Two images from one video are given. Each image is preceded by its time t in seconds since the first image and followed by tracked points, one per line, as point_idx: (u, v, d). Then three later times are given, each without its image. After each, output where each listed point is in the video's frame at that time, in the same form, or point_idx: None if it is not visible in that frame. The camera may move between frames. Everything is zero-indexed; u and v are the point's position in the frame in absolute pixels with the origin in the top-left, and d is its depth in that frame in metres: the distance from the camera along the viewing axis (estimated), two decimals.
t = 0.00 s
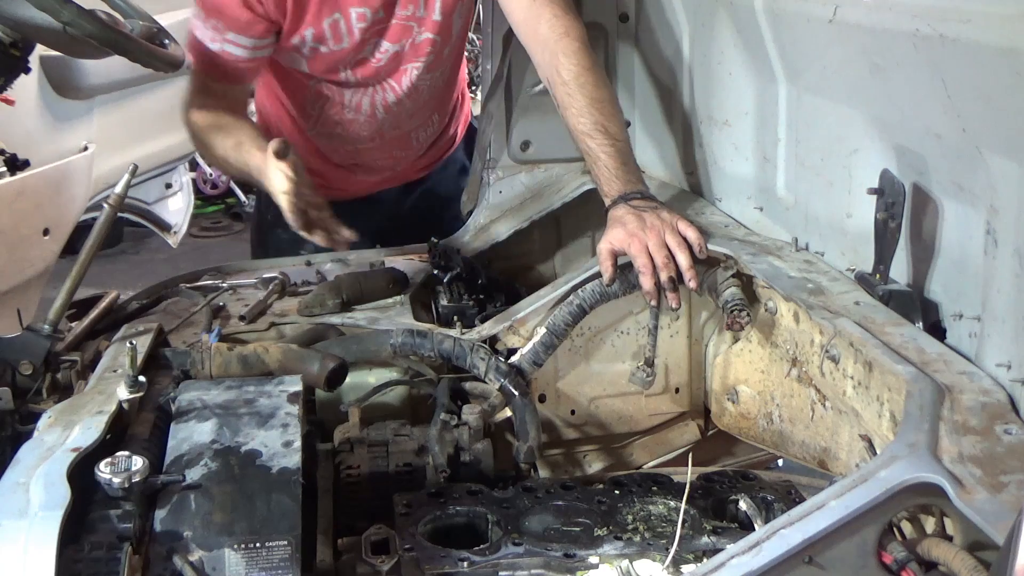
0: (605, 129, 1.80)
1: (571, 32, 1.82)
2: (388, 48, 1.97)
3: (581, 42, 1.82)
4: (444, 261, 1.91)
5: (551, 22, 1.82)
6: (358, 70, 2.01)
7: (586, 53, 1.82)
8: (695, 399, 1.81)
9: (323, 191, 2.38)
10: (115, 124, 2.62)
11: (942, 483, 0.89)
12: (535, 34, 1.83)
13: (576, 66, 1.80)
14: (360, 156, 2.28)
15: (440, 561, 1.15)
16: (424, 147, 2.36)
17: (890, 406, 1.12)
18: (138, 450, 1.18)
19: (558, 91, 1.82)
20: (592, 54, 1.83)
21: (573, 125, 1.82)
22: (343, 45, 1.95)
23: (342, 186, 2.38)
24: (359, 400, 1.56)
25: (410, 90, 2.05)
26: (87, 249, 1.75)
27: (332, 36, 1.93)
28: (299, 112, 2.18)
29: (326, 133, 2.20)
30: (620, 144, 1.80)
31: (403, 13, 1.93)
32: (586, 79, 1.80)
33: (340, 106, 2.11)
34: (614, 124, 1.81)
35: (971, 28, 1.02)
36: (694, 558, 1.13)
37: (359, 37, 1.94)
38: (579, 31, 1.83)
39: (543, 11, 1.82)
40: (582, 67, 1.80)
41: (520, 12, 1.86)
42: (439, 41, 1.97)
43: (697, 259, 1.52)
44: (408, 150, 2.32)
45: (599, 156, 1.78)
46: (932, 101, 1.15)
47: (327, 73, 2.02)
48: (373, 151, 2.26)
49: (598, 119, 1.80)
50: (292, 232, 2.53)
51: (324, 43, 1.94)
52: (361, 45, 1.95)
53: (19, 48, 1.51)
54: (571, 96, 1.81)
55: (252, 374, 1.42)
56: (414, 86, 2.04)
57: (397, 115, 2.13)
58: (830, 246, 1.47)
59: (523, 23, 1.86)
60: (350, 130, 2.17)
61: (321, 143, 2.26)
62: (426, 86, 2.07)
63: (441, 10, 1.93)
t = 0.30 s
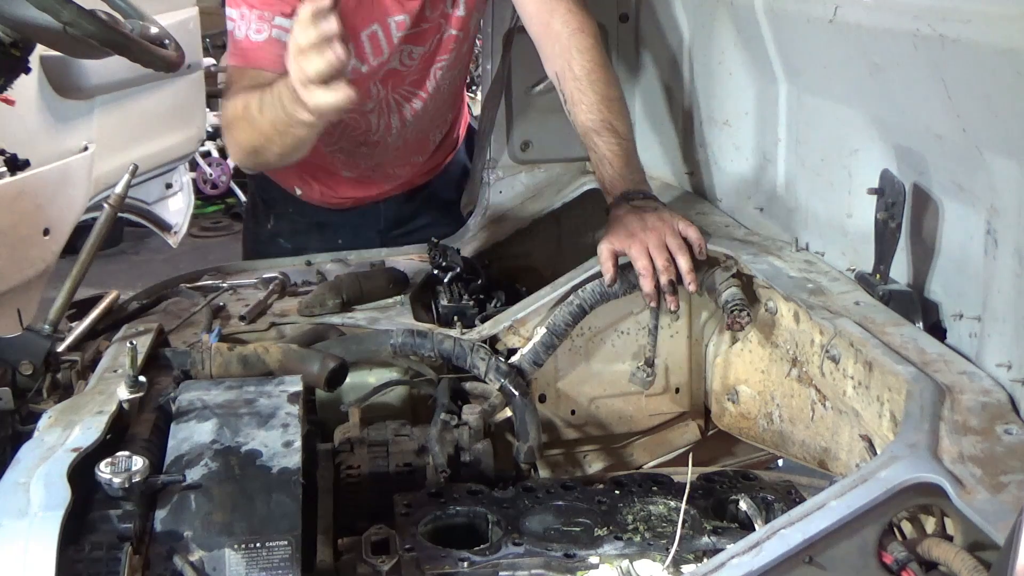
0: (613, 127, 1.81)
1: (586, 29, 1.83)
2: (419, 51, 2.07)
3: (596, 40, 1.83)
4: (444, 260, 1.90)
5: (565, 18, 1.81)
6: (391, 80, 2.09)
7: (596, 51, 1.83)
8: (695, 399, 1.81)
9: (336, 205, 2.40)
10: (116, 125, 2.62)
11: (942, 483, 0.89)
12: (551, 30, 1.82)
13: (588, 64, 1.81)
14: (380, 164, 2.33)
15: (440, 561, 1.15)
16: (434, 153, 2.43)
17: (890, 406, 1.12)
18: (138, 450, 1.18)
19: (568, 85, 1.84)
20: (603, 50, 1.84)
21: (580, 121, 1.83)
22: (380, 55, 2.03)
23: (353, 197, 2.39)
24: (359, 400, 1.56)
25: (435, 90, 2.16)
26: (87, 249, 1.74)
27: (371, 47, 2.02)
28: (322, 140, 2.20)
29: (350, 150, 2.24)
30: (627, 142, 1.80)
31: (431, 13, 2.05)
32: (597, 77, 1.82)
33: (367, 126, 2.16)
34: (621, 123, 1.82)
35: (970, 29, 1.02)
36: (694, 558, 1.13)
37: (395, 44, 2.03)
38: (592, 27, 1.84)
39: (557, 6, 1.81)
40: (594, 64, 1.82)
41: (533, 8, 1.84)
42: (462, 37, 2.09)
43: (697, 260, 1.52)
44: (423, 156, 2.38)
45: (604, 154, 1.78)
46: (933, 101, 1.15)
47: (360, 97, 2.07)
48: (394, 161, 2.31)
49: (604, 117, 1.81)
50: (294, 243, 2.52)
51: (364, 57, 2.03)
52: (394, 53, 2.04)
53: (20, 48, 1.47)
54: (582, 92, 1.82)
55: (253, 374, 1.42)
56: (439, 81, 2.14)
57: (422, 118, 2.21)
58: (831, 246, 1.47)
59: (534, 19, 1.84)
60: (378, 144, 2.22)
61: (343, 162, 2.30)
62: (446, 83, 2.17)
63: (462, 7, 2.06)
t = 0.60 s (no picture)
0: (615, 128, 1.81)
1: (589, 31, 1.85)
2: (437, 56, 2.01)
3: (597, 41, 1.85)
4: (444, 260, 1.89)
5: (568, 19, 1.83)
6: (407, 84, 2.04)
7: (600, 54, 1.85)
8: (696, 399, 1.81)
9: (334, 215, 2.41)
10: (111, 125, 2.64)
11: (942, 483, 0.89)
12: (554, 35, 1.84)
13: (591, 67, 1.83)
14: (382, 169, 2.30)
15: (440, 561, 1.15)
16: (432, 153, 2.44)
17: (890, 406, 1.12)
18: (138, 450, 1.18)
19: (570, 86, 1.85)
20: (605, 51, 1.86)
21: (583, 121, 1.83)
22: (397, 61, 1.95)
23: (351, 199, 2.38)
24: (359, 400, 1.56)
25: (450, 93, 2.12)
26: (87, 250, 1.74)
27: (390, 56, 1.93)
28: (326, 142, 2.16)
29: (353, 153, 2.20)
30: (628, 144, 1.79)
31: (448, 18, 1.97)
32: (602, 79, 1.83)
33: (374, 127, 2.12)
34: (622, 124, 1.82)
35: (971, 29, 1.02)
36: (694, 558, 1.13)
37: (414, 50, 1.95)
38: (596, 28, 1.86)
39: (561, 6, 1.83)
40: (599, 66, 1.84)
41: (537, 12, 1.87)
42: (481, 38, 2.02)
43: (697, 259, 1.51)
44: (423, 158, 2.39)
45: (606, 154, 1.77)
46: (933, 101, 1.15)
47: (372, 96, 2.03)
48: (398, 164, 2.30)
49: (605, 119, 1.82)
50: (293, 247, 2.49)
51: (381, 64, 1.95)
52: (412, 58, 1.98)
53: (20, 47, 1.47)
54: (585, 92, 1.83)
55: (253, 374, 1.42)
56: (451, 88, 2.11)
57: (432, 122, 2.19)
58: (831, 246, 1.47)
59: (538, 21, 1.87)
60: (384, 148, 2.19)
61: (346, 168, 2.26)
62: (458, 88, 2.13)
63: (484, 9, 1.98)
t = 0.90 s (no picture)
0: (608, 130, 1.81)
1: (575, 37, 1.86)
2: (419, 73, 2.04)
3: (582, 46, 1.86)
4: (444, 260, 1.88)
5: (553, 27, 1.86)
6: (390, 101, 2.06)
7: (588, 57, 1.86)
8: (695, 399, 1.81)
9: (320, 210, 2.41)
10: (109, 126, 2.65)
11: (942, 483, 0.89)
12: (539, 39, 1.86)
13: (579, 71, 1.84)
14: (369, 178, 2.34)
15: (440, 561, 1.15)
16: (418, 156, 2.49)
17: (890, 406, 1.12)
18: (138, 450, 1.17)
19: (561, 92, 1.86)
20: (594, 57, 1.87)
21: (575, 125, 1.84)
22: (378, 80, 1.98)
23: (341, 202, 2.42)
24: (359, 400, 1.54)
25: (430, 105, 2.15)
26: (87, 250, 1.74)
27: (373, 76, 1.96)
28: (313, 153, 2.19)
29: (339, 162, 2.22)
30: (620, 146, 1.80)
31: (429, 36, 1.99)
32: (590, 82, 1.84)
33: (360, 140, 2.16)
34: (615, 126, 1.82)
35: (971, 28, 1.03)
36: (694, 558, 1.14)
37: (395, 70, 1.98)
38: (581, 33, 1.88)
39: (545, 17, 1.86)
40: (587, 70, 1.85)
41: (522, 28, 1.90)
42: (458, 52, 2.08)
43: (698, 259, 1.51)
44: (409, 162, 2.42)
45: (601, 156, 1.78)
46: (931, 102, 1.16)
47: (356, 113, 2.06)
48: (383, 170, 2.32)
49: (599, 122, 1.82)
50: (279, 245, 2.48)
51: (363, 84, 1.98)
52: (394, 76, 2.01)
53: (19, 48, 1.51)
54: (575, 97, 1.84)
55: (253, 374, 1.43)
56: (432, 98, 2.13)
57: (415, 131, 2.21)
58: (831, 246, 1.47)
59: (523, 31, 1.90)
60: (369, 158, 2.22)
61: (333, 173, 2.28)
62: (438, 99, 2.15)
63: (463, 22, 2.02)
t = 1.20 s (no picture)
0: (592, 134, 1.79)
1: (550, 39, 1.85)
2: (390, 61, 2.04)
3: (557, 49, 1.85)
4: (444, 261, 1.88)
5: (526, 31, 1.86)
6: (363, 89, 2.07)
7: (561, 60, 1.85)
8: (696, 399, 1.81)
9: (315, 204, 2.41)
10: (109, 126, 2.66)
11: (943, 483, 0.89)
12: (511, 42, 1.87)
13: (552, 74, 1.83)
14: (357, 173, 2.33)
15: (440, 561, 1.15)
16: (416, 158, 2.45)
17: (890, 406, 1.12)
18: (138, 450, 1.17)
19: (539, 98, 1.84)
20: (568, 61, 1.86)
21: (559, 132, 1.82)
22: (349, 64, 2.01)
23: (336, 198, 2.42)
24: (359, 400, 1.54)
25: (407, 100, 2.10)
26: (87, 250, 1.74)
27: (340, 56, 1.99)
28: (298, 140, 2.23)
29: (323, 151, 2.24)
30: (608, 146, 1.79)
31: (401, 24, 2.01)
32: (566, 84, 1.83)
33: (339, 130, 2.17)
34: (598, 128, 1.81)
35: (971, 29, 1.04)
36: (694, 558, 1.14)
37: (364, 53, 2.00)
38: (555, 36, 1.86)
39: (517, 19, 1.87)
40: (559, 73, 1.83)
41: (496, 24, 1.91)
42: (438, 49, 2.05)
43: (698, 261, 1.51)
44: (404, 164, 2.38)
45: (590, 161, 1.77)
46: (932, 101, 1.16)
47: (331, 99, 2.08)
48: (367, 166, 2.30)
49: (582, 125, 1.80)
50: (273, 237, 2.49)
51: (332, 64, 2.00)
52: (365, 62, 2.02)
53: (20, 48, 1.51)
54: (552, 103, 1.83)
55: (253, 374, 1.43)
56: (416, 95, 2.11)
57: (394, 127, 2.18)
58: (831, 246, 1.47)
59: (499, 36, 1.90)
60: (348, 150, 2.22)
61: (319, 164, 2.30)
62: (423, 97, 2.13)
63: (441, 17, 2.02)
